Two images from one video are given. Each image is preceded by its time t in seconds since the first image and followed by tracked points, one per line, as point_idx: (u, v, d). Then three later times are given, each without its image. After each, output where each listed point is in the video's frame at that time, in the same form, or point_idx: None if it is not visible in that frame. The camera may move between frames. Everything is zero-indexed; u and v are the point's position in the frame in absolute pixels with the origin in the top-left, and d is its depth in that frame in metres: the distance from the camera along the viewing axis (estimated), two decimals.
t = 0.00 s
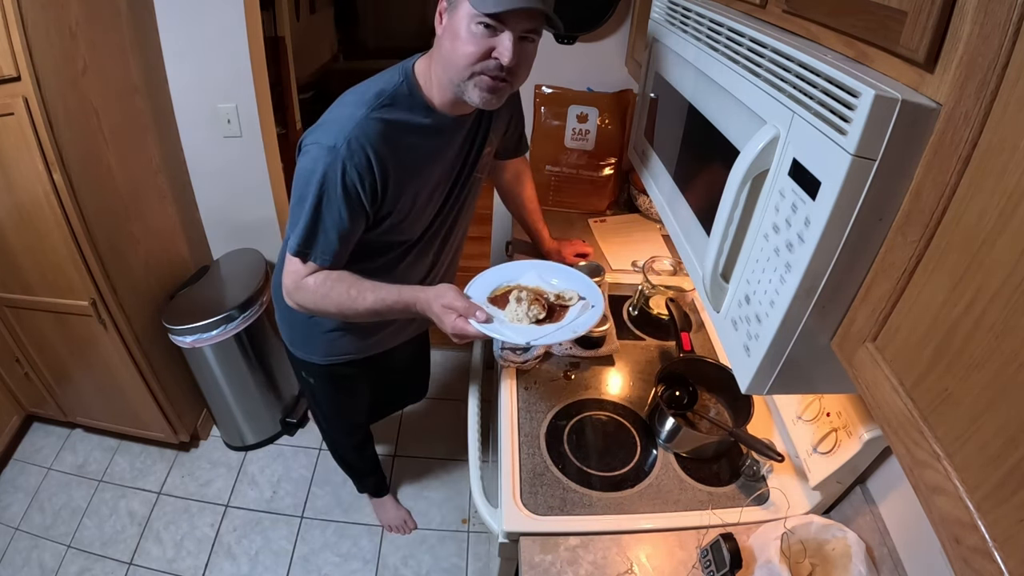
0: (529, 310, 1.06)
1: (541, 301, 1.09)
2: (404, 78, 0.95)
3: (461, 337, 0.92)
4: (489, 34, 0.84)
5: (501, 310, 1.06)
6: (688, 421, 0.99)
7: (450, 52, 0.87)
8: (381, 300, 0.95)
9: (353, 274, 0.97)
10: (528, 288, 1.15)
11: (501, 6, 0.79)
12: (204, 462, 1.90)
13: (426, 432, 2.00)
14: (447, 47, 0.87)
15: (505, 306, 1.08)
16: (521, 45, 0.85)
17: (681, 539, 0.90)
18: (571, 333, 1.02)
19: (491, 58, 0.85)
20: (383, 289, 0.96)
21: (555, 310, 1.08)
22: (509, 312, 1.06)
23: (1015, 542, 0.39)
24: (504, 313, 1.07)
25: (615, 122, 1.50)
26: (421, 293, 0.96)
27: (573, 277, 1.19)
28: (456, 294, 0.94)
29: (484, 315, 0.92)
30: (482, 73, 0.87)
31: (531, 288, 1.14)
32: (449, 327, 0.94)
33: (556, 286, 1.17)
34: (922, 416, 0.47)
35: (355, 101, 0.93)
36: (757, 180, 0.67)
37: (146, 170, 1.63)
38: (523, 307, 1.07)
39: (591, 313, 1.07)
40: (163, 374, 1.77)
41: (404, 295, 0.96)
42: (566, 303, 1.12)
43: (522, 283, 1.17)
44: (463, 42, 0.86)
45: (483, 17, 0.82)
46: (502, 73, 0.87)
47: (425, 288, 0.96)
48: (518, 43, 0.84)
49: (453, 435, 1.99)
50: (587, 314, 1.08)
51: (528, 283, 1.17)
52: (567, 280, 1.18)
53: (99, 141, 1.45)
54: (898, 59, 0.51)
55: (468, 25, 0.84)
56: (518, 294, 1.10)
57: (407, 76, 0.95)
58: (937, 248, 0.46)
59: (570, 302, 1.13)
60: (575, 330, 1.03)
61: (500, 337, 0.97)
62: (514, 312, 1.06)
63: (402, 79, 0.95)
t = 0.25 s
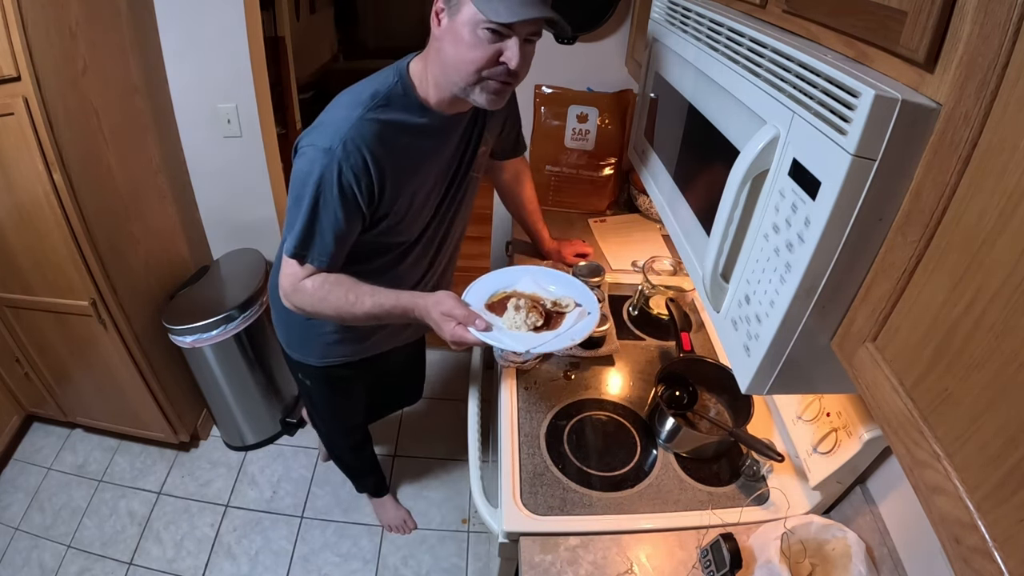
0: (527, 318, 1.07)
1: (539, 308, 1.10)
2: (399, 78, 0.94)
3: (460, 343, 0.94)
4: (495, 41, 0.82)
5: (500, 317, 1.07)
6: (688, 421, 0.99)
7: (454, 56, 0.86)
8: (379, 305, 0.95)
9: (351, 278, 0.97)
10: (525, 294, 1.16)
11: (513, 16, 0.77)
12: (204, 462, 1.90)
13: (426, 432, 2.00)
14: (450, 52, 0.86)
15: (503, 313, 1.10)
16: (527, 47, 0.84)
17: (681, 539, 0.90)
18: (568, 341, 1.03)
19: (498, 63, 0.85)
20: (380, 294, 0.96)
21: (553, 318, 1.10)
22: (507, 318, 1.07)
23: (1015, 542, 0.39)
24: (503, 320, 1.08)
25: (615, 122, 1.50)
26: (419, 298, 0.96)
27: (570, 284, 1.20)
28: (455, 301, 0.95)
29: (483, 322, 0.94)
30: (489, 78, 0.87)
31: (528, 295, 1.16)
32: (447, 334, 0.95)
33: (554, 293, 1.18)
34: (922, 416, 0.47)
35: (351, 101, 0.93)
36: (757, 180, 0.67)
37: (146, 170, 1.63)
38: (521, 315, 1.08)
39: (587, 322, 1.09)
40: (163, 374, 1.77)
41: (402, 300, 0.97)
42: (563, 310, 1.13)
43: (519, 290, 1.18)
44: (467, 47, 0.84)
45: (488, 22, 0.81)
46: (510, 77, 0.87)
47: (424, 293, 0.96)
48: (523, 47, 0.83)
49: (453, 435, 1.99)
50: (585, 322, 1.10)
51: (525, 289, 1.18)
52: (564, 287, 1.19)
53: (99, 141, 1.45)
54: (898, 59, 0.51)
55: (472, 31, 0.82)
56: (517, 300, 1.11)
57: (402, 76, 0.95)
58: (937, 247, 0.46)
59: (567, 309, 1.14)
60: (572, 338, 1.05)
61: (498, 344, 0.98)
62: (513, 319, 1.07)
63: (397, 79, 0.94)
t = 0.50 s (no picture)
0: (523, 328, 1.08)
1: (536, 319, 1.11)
2: (392, 69, 0.94)
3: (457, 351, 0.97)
4: (477, 40, 0.82)
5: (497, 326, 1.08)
6: (688, 421, 0.99)
7: (440, 48, 0.86)
8: (377, 306, 0.96)
9: (348, 277, 0.97)
10: (522, 303, 1.16)
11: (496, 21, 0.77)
12: (204, 462, 1.90)
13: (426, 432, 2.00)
14: (438, 45, 0.86)
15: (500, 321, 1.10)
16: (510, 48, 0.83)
17: (681, 539, 0.90)
18: (565, 353, 1.04)
19: (479, 61, 0.85)
20: (378, 295, 0.97)
21: (549, 328, 1.10)
22: (505, 329, 1.08)
23: (1015, 542, 0.39)
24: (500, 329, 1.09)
25: (615, 122, 1.49)
26: (417, 302, 0.97)
27: (567, 294, 1.21)
28: (454, 309, 0.97)
29: (481, 332, 0.98)
30: (470, 74, 0.87)
31: (525, 304, 1.16)
32: (445, 340, 0.98)
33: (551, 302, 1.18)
34: (922, 416, 0.47)
35: (347, 94, 0.93)
36: (757, 180, 0.67)
37: (146, 170, 1.63)
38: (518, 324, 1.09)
39: (583, 333, 1.09)
40: (163, 374, 1.77)
41: (400, 303, 0.97)
42: (559, 320, 1.13)
43: (516, 298, 1.19)
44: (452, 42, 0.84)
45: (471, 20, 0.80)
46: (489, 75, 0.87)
47: (422, 298, 0.97)
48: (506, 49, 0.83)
49: (453, 435, 1.99)
50: (581, 333, 1.10)
51: (522, 298, 1.19)
52: (562, 296, 1.20)
53: (99, 141, 1.45)
54: (899, 60, 0.51)
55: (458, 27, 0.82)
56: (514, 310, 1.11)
57: (396, 67, 0.95)
58: (937, 247, 0.46)
59: (563, 319, 1.14)
60: (569, 349, 1.05)
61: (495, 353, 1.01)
62: (510, 329, 1.08)
63: (390, 71, 0.94)
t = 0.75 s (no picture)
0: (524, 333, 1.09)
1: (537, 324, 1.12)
2: (396, 69, 0.94)
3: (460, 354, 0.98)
4: (488, 49, 0.82)
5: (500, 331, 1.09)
6: (688, 421, 0.99)
7: (448, 55, 0.85)
8: (381, 308, 0.97)
9: (352, 278, 0.97)
10: (524, 308, 1.17)
11: (513, 38, 0.76)
12: (204, 462, 1.90)
13: (427, 432, 2.00)
14: (445, 50, 0.85)
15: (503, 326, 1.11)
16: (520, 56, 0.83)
17: (681, 539, 0.90)
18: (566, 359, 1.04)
19: (489, 69, 0.85)
20: (382, 298, 0.97)
21: (551, 333, 1.10)
22: (507, 333, 1.09)
23: (1015, 542, 0.39)
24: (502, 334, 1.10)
25: (615, 122, 1.49)
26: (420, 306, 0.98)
27: (569, 298, 1.20)
28: (457, 314, 0.98)
29: (483, 336, 1.00)
30: (479, 81, 0.87)
31: (527, 309, 1.16)
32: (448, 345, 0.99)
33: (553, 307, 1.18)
34: (922, 416, 0.47)
35: (352, 94, 0.93)
36: (757, 180, 0.67)
37: (146, 170, 1.63)
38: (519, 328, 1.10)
39: (585, 338, 1.09)
40: (163, 374, 1.77)
41: (404, 307, 0.98)
42: (561, 325, 1.14)
43: (519, 303, 1.19)
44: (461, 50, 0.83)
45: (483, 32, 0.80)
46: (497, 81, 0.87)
47: (425, 303, 0.98)
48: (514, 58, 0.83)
49: (453, 435, 1.99)
50: (582, 338, 1.10)
51: (524, 302, 1.19)
52: (564, 301, 1.20)
53: (99, 141, 1.45)
54: (899, 60, 0.51)
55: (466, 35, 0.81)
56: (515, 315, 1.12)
57: (400, 67, 0.94)
58: (937, 247, 0.46)
59: (565, 324, 1.14)
60: (570, 354, 1.06)
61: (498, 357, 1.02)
62: (512, 334, 1.09)
63: (394, 71, 0.94)
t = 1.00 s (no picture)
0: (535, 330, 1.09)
1: (547, 321, 1.12)
2: (400, 70, 0.95)
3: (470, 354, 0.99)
4: (502, 40, 0.82)
5: (510, 330, 1.09)
6: (688, 421, 0.99)
7: (461, 49, 0.85)
8: (389, 310, 0.97)
9: (359, 281, 0.97)
10: (534, 306, 1.17)
11: (530, 21, 0.76)
12: (204, 462, 1.90)
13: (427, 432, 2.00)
14: (457, 45, 0.85)
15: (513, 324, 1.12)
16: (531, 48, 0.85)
17: (681, 539, 0.90)
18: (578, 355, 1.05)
19: (503, 61, 0.85)
20: (390, 301, 0.97)
21: (562, 330, 1.11)
22: (517, 331, 1.09)
23: (1015, 542, 0.39)
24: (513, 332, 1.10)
25: (615, 122, 1.49)
26: (428, 307, 0.99)
27: (578, 297, 1.21)
28: (467, 314, 0.99)
29: (494, 335, 0.99)
30: (492, 73, 0.87)
31: (537, 307, 1.16)
32: (459, 345, 0.99)
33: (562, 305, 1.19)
34: (922, 416, 0.47)
35: (357, 96, 0.93)
36: (757, 180, 0.67)
37: (146, 170, 1.63)
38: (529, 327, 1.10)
39: (597, 334, 1.10)
40: (163, 374, 1.77)
41: (412, 309, 0.98)
42: (572, 322, 1.14)
43: (528, 302, 1.20)
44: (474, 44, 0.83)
45: (498, 23, 0.80)
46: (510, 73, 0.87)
47: (435, 303, 0.99)
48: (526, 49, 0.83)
49: (453, 435, 1.99)
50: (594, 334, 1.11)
51: (534, 301, 1.19)
52: (573, 299, 1.20)
53: (100, 141, 1.45)
54: (899, 60, 0.51)
55: (480, 28, 0.81)
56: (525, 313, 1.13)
57: (403, 68, 0.95)
58: (937, 248, 0.46)
59: (576, 321, 1.15)
60: (582, 351, 1.06)
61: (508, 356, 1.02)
62: (523, 333, 1.09)
63: (398, 72, 0.95)
